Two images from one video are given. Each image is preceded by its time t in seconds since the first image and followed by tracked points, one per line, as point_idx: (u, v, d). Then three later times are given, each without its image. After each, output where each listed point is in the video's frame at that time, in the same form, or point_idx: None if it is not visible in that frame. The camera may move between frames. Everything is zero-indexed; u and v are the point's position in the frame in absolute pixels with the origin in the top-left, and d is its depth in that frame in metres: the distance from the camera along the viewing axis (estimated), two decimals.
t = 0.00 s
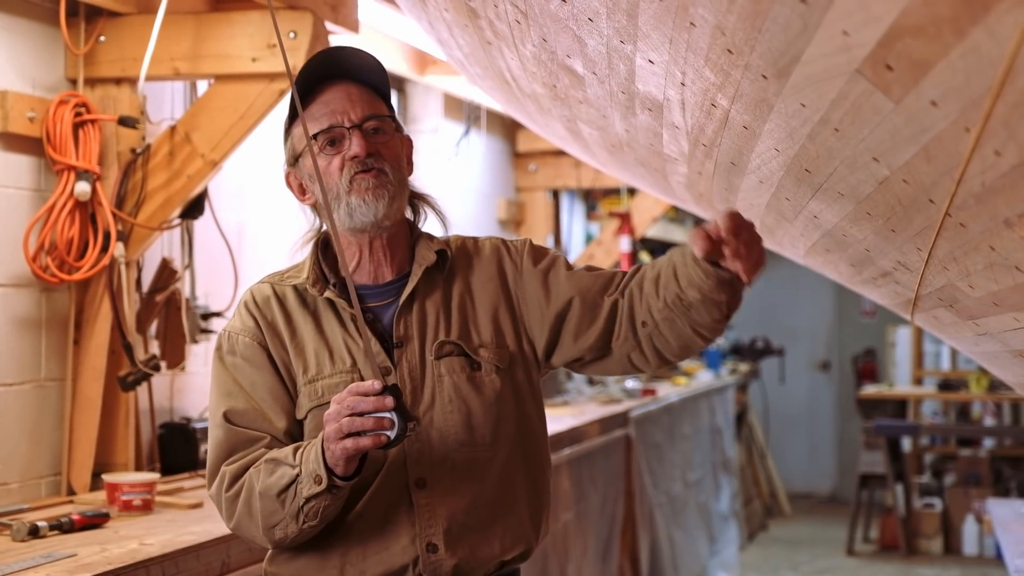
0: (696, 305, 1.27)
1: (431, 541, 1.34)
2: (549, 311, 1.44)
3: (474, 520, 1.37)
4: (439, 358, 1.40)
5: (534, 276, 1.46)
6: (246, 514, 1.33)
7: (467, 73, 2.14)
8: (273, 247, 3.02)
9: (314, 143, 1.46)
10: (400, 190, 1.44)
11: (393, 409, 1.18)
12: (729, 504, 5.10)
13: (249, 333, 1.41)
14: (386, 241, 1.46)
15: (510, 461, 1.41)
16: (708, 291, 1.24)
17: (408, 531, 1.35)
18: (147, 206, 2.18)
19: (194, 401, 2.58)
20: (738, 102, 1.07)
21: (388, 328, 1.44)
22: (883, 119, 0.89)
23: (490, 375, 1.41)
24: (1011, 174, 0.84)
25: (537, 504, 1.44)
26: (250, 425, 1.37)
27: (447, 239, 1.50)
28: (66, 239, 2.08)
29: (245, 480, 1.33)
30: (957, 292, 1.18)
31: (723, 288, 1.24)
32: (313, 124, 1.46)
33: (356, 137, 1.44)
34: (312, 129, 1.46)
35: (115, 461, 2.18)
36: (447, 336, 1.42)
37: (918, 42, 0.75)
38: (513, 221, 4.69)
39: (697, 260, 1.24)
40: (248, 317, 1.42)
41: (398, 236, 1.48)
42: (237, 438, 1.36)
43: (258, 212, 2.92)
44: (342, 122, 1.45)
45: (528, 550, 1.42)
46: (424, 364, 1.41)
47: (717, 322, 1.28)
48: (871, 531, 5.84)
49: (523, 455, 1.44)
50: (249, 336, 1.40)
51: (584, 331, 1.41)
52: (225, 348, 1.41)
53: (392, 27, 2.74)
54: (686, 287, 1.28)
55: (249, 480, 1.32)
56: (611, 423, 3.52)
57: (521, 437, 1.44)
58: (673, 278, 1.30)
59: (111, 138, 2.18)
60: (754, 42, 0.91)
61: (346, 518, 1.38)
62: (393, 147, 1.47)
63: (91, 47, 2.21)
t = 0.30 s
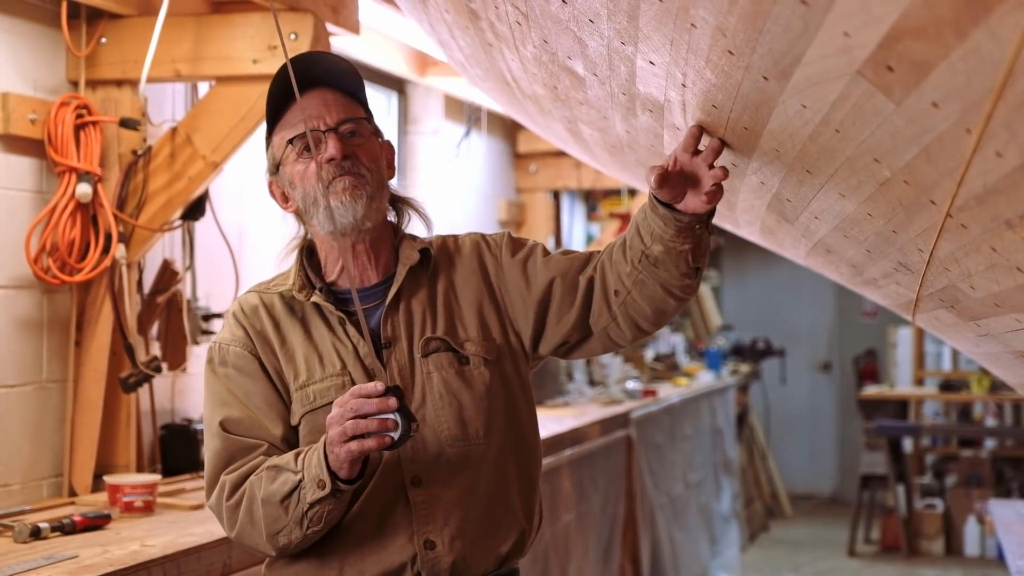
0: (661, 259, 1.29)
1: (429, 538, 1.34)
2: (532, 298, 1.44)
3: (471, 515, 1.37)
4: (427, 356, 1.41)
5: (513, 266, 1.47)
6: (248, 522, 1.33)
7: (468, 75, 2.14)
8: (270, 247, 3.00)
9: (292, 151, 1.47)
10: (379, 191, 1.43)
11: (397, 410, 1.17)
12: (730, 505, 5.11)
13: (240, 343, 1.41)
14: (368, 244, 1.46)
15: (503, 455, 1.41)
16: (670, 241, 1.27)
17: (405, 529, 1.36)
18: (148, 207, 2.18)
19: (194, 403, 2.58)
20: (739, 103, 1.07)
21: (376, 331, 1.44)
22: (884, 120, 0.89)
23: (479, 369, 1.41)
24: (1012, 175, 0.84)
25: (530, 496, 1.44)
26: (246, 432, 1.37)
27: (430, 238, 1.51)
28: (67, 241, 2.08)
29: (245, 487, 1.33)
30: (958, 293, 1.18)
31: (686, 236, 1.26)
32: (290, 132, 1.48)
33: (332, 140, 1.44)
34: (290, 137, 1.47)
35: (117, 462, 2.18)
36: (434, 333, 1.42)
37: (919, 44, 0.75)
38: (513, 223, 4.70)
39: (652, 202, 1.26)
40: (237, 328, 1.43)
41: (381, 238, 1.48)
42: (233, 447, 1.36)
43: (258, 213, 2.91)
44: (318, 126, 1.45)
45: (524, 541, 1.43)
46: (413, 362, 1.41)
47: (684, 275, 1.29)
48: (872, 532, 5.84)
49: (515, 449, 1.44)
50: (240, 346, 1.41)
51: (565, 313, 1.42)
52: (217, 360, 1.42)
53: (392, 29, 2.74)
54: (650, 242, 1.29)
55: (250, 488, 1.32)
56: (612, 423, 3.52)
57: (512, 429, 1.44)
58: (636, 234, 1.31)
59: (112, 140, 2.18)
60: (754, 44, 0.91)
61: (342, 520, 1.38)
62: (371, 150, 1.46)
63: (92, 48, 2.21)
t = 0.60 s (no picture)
0: (627, 238, 1.30)
1: (419, 538, 1.34)
2: (515, 294, 1.45)
3: (462, 514, 1.37)
4: (412, 356, 1.42)
5: (495, 264, 1.48)
6: (244, 528, 1.33)
7: (470, 78, 2.14)
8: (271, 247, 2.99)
9: (268, 162, 1.49)
10: (357, 197, 1.45)
11: (398, 413, 1.17)
12: (731, 507, 5.10)
13: (227, 353, 1.42)
14: (349, 250, 1.47)
15: (490, 454, 1.41)
16: (632, 219, 1.29)
17: (396, 530, 1.36)
18: (150, 209, 2.18)
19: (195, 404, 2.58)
20: (741, 106, 1.08)
21: (360, 334, 1.44)
22: (887, 123, 0.89)
23: (464, 367, 1.42)
24: (1014, 178, 0.84)
25: (518, 493, 1.45)
26: (238, 439, 1.38)
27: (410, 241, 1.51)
28: (70, 243, 2.09)
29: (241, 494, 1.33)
30: (960, 295, 1.18)
31: (648, 214, 1.28)
32: (265, 142, 1.49)
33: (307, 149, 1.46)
34: (265, 148, 1.49)
35: (119, 464, 2.18)
36: (418, 333, 1.43)
37: (921, 47, 0.75)
38: (515, 225, 4.70)
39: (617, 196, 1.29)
40: (223, 339, 1.43)
41: (363, 243, 1.49)
42: (226, 454, 1.36)
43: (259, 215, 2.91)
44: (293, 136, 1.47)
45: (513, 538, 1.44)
46: (398, 364, 1.42)
47: (651, 253, 1.30)
48: (874, 534, 5.83)
49: (502, 448, 1.45)
50: (227, 356, 1.42)
51: (550, 306, 1.42)
52: (205, 371, 1.42)
53: (394, 31, 2.74)
54: (615, 224, 1.31)
55: (245, 494, 1.32)
56: (614, 425, 3.51)
57: (499, 429, 1.45)
58: (601, 217, 1.33)
59: (114, 143, 2.19)
60: (757, 47, 0.91)
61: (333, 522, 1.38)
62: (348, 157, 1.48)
63: (94, 51, 2.21)
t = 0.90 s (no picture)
0: (597, 238, 1.34)
1: (394, 531, 1.37)
2: (483, 290, 1.48)
3: (436, 508, 1.40)
4: (383, 351, 1.43)
5: (462, 261, 1.50)
6: (224, 529, 1.33)
7: (472, 79, 2.14)
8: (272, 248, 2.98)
9: (233, 163, 1.50)
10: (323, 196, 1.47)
11: (393, 416, 1.20)
12: (733, 508, 5.10)
13: (199, 352, 1.42)
14: (317, 249, 1.48)
15: (460, 449, 1.45)
16: (602, 220, 1.32)
17: (371, 524, 1.38)
18: (152, 210, 2.18)
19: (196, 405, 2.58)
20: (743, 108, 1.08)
21: (332, 330, 1.46)
22: (889, 124, 0.89)
23: (435, 363, 1.44)
24: (1017, 179, 0.84)
25: (487, 487, 1.48)
26: (212, 437, 1.37)
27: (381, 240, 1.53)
28: (72, 244, 2.09)
29: (220, 492, 1.33)
30: (962, 296, 1.18)
31: (618, 214, 1.32)
32: (230, 144, 1.51)
33: (271, 149, 1.48)
34: (230, 149, 1.51)
35: (121, 465, 2.18)
36: (389, 329, 1.45)
37: (923, 48, 0.75)
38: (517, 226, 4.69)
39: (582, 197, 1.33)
40: (195, 339, 1.43)
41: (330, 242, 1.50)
42: (200, 451, 1.36)
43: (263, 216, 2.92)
44: (256, 137, 1.50)
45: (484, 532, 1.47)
46: (370, 359, 1.44)
47: (621, 252, 1.34)
48: (876, 535, 5.82)
49: (471, 442, 1.48)
50: (199, 355, 1.42)
51: (519, 303, 1.45)
52: (176, 372, 1.42)
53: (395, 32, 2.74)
54: (585, 222, 1.34)
55: (225, 495, 1.32)
56: (615, 427, 3.50)
57: (467, 424, 1.48)
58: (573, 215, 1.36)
59: (117, 144, 2.20)
60: (758, 49, 0.91)
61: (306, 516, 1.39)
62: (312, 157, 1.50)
63: (96, 53, 2.21)
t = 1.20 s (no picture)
0: (568, 228, 1.39)
1: (372, 525, 1.37)
2: (455, 291, 1.51)
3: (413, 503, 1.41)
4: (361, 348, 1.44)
5: (436, 264, 1.54)
6: (208, 523, 1.31)
7: (474, 80, 2.14)
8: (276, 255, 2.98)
9: (208, 165, 1.51)
10: (298, 194, 1.47)
11: (390, 419, 1.21)
12: (735, 509, 5.10)
13: (177, 347, 1.40)
14: (293, 247, 1.49)
15: (434, 446, 1.46)
16: (573, 208, 1.38)
17: (348, 517, 1.38)
18: (156, 211, 2.18)
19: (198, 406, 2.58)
20: (746, 108, 1.08)
21: (309, 327, 1.46)
22: (892, 124, 0.89)
23: (412, 360, 1.47)
24: (1020, 179, 0.84)
25: (460, 487, 1.49)
26: (192, 429, 1.36)
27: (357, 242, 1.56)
28: (75, 245, 2.09)
29: (204, 486, 1.31)
30: (965, 297, 1.17)
31: (589, 202, 1.37)
32: (205, 146, 1.52)
33: (246, 150, 1.49)
34: (205, 151, 1.51)
35: (124, 467, 2.18)
36: (367, 325, 1.46)
37: (926, 48, 0.75)
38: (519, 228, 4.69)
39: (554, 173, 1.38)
40: (172, 335, 1.42)
41: (306, 241, 1.51)
42: (180, 443, 1.35)
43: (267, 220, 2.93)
44: (231, 138, 1.50)
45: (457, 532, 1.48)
46: (347, 355, 1.45)
47: (589, 243, 1.40)
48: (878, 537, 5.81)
49: (445, 441, 1.49)
50: (176, 351, 1.40)
51: (487, 304, 1.50)
52: (152, 367, 1.40)
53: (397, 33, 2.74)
54: (557, 213, 1.40)
55: (213, 490, 1.30)
56: (617, 427, 3.50)
57: (441, 422, 1.49)
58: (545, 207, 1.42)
59: (120, 145, 2.20)
60: (762, 49, 0.91)
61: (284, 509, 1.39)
62: (288, 157, 1.51)
63: (99, 54, 2.21)
